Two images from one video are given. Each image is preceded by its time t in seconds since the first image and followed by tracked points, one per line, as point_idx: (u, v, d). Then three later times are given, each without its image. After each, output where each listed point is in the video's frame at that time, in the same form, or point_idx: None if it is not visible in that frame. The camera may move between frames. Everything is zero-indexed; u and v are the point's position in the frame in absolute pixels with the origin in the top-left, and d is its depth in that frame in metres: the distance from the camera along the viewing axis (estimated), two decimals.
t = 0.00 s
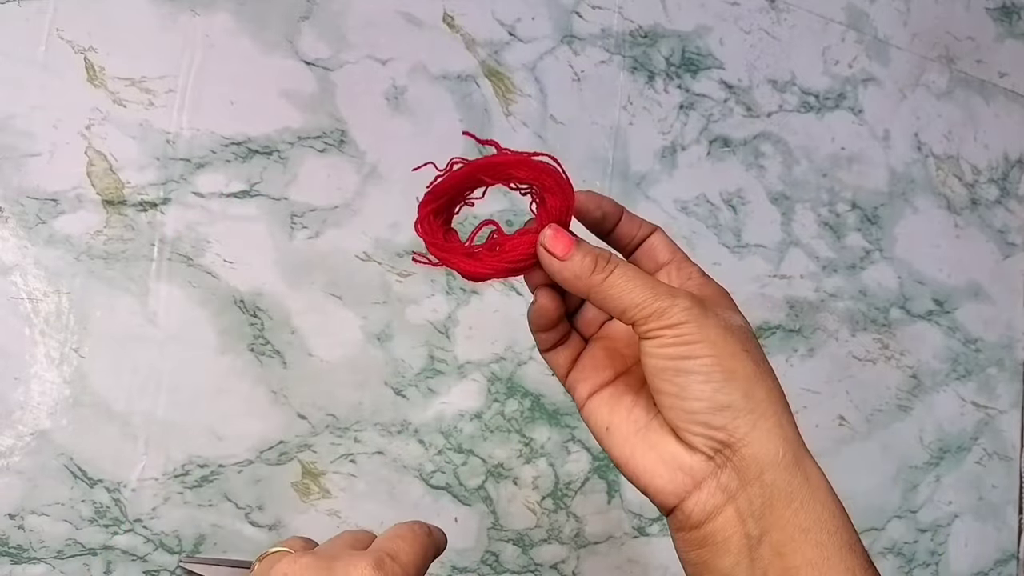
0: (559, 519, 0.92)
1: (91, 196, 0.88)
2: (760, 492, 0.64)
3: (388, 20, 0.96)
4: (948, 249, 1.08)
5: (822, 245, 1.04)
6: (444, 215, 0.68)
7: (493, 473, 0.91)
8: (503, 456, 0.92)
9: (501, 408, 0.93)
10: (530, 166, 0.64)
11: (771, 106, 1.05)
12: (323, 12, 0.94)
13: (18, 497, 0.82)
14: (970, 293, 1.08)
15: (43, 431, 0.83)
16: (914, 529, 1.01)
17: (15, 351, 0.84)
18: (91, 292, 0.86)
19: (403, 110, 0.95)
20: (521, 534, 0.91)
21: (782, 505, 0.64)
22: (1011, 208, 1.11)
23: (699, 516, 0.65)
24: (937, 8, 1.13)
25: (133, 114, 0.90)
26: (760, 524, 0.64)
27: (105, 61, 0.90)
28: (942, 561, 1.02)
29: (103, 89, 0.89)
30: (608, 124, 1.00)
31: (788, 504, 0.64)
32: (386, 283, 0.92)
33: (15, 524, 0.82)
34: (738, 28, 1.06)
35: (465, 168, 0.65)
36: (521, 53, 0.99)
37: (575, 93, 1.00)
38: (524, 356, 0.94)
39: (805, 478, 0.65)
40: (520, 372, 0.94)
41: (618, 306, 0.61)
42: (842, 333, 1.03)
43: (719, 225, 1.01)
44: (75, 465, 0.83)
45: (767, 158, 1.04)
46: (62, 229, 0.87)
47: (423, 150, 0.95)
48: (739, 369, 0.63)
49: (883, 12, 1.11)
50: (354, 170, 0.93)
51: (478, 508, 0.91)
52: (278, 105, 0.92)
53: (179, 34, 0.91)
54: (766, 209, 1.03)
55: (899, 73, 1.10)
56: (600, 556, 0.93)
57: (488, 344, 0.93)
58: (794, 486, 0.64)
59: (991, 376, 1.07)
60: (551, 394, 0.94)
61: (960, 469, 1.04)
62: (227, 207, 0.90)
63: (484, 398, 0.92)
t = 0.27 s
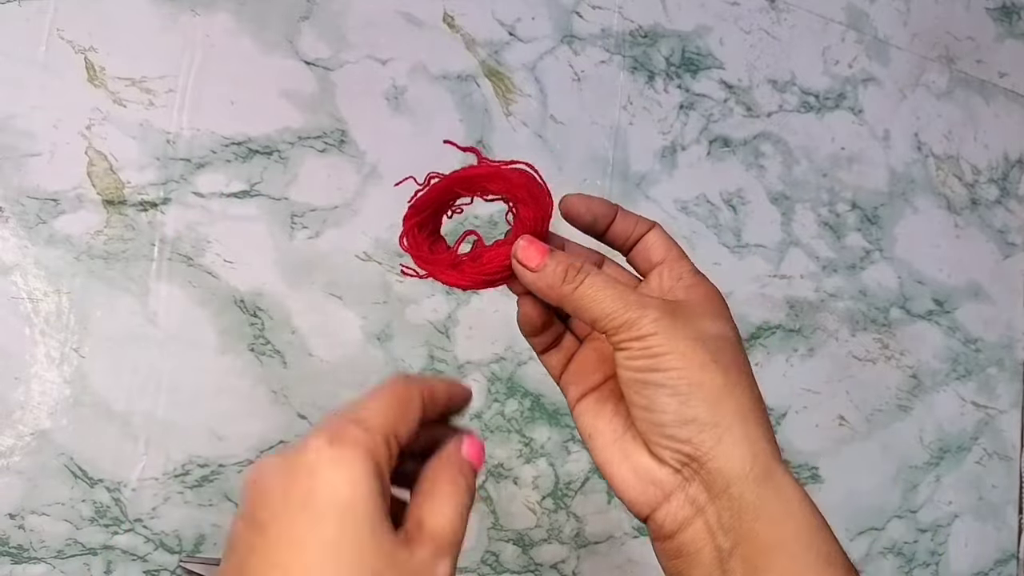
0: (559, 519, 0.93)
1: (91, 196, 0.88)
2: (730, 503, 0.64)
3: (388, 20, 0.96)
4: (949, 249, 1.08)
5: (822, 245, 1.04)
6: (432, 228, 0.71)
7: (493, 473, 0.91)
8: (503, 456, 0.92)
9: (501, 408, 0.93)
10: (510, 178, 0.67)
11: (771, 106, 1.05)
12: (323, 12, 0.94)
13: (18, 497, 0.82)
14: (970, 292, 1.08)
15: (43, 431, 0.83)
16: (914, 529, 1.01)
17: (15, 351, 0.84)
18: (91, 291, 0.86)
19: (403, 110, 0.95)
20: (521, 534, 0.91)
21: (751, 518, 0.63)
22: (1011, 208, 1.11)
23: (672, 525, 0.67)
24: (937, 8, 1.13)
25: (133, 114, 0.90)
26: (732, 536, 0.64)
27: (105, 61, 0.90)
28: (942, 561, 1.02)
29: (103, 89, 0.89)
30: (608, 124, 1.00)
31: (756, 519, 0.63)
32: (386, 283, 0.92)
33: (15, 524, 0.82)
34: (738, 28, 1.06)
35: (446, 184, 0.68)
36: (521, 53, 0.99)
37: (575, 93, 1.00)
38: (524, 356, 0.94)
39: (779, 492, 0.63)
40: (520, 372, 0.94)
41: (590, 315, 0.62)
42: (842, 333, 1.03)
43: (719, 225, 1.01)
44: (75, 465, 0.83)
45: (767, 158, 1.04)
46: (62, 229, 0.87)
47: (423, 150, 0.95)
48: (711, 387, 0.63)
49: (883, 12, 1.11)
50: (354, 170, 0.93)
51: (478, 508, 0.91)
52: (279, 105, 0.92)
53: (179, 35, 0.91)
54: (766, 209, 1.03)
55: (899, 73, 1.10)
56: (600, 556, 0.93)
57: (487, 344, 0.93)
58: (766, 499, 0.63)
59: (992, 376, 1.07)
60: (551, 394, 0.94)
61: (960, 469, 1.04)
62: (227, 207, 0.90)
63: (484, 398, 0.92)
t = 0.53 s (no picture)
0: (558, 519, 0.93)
1: (91, 196, 0.87)
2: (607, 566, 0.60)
3: (388, 20, 0.96)
4: (949, 249, 1.08)
5: (822, 245, 1.04)
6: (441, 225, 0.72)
7: (493, 473, 0.91)
8: (503, 456, 0.92)
9: (501, 408, 0.92)
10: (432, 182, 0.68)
11: (771, 106, 1.05)
12: (323, 12, 0.94)
13: (18, 497, 0.82)
14: (970, 293, 1.08)
15: (43, 431, 0.83)
16: (914, 529, 1.01)
17: (15, 352, 0.84)
18: (91, 292, 0.86)
19: (403, 110, 0.95)
20: (521, 534, 0.91)
21: None
22: (1011, 208, 1.11)
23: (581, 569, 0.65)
24: (937, 8, 1.13)
25: (133, 114, 0.90)
26: None
27: (105, 61, 0.90)
28: (941, 561, 1.02)
29: (103, 89, 0.89)
30: (608, 124, 1.00)
31: None
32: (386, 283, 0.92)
33: (15, 524, 0.82)
34: (738, 28, 1.06)
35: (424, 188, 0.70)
36: (521, 53, 0.99)
37: (575, 93, 1.00)
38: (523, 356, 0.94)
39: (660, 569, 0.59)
40: (520, 372, 0.94)
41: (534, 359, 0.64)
42: (842, 333, 1.03)
43: (719, 225, 1.01)
44: (75, 465, 0.83)
45: (767, 158, 1.04)
46: (62, 229, 0.87)
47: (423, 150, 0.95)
48: (640, 514, 0.59)
49: (883, 12, 1.11)
50: (354, 170, 0.93)
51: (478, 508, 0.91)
52: (279, 105, 0.92)
53: (179, 35, 0.91)
54: (765, 209, 1.03)
55: (899, 73, 1.10)
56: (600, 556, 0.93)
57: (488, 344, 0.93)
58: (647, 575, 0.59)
59: (992, 376, 1.07)
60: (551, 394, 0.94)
61: (960, 469, 1.04)
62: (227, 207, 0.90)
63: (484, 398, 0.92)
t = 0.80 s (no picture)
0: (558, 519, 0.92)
1: (91, 196, 0.88)
2: None
3: (388, 20, 0.96)
4: (949, 249, 1.08)
5: (822, 245, 1.04)
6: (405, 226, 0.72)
7: (493, 473, 0.91)
8: (503, 456, 0.92)
9: (501, 408, 0.93)
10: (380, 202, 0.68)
11: (771, 106, 1.05)
12: (323, 12, 0.94)
13: (18, 497, 0.82)
14: (970, 292, 1.08)
15: (43, 431, 0.83)
16: (914, 529, 1.01)
17: (15, 352, 0.84)
18: (91, 292, 0.86)
19: (403, 111, 0.95)
20: (521, 534, 0.91)
21: None
22: (1011, 208, 1.11)
23: None
24: (937, 8, 1.13)
25: (133, 114, 0.90)
26: None
27: (105, 61, 0.90)
28: (941, 561, 1.02)
29: (103, 89, 0.89)
30: (608, 124, 1.00)
31: None
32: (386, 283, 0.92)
33: (15, 523, 0.82)
34: (738, 28, 1.06)
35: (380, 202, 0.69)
36: (521, 53, 0.99)
37: (575, 93, 1.00)
38: (523, 356, 0.94)
39: None
40: (520, 372, 0.94)
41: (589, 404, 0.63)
42: (842, 333, 1.02)
43: (719, 225, 1.01)
44: (75, 465, 0.83)
45: (767, 158, 1.04)
46: (62, 229, 0.87)
47: (423, 150, 0.95)
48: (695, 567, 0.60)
49: (883, 12, 1.11)
50: (354, 170, 0.93)
51: (478, 508, 0.91)
52: (279, 105, 0.92)
53: (179, 35, 0.91)
54: (765, 209, 1.03)
55: (899, 73, 1.10)
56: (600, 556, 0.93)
57: (488, 343, 0.93)
58: None
59: (992, 376, 1.07)
60: (551, 394, 0.94)
61: (960, 469, 1.04)
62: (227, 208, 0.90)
63: (483, 398, 0.92)
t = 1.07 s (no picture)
0: (558, 518, 0.92)
1: (91, 196, 0.87)
2: None
3: (388, 20, 0.96)
4: (949, 249, 1.08)
5: (822, 245, 1.04)
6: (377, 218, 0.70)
7: (493, 473, 0.91)
8: (503, 456, 0.92)
9: (501, 408, 0.93)
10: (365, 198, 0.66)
11: (771, 106, 1.06)
12: (323, 12, 0.94)
13: (18, 497, 0.82)
14: (970, 292, 1.08)
15: (43, 431, 0.83)
16: (914, 529, 1.01)
17: (14, 352, 0.84)
18: (91, 292, 0.86)
19: (403, 110, 0.95)
20: (521, 534, 0.91)
21: None
22: (1011, 208, 1.12)
23: None
24: (937, 8, 1.13)
25: (133, 114, 0.90)
26: None
27: (105, 61, 0.90)
28: (942, 561, 1.02)
29: (103, 89, 0.89)
30: (608, 124, 1.00)
31: None
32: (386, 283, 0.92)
33: (15, 524, 0.82)
34: (738, 28, 1.06)
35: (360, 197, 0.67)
36: (521, 53, 0.99)
37: (575, 93, 1.00)
38: (523, 356, 0.94)
39: None
40: (520, 372, 0.94)
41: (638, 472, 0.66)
42: (842, 333, 1.02)
43: (719, 225, 1.01)
44: (76, 465, 0.83)
45: (767, 158, 1.04)
46: (62, 229, 0.86)
47: (423, 150, 0.95)
48: None
49: (883, 12, 1.11)
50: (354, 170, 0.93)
51: (478, 508, 0.91)
52: (279, 105, 0.92)
53: (179, 35, 0.91)
54: (766, 209, 1.03)
55: (899, 72, 1.10)
56: (600, 556, 0.93)
57: (488, 344, 0.93)
58: None
59: (991, 376, 1.07)
60: (551, 394, 0.94)
61: (960, 469, 1.04)
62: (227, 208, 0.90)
63: (483, 398, 0.92)
